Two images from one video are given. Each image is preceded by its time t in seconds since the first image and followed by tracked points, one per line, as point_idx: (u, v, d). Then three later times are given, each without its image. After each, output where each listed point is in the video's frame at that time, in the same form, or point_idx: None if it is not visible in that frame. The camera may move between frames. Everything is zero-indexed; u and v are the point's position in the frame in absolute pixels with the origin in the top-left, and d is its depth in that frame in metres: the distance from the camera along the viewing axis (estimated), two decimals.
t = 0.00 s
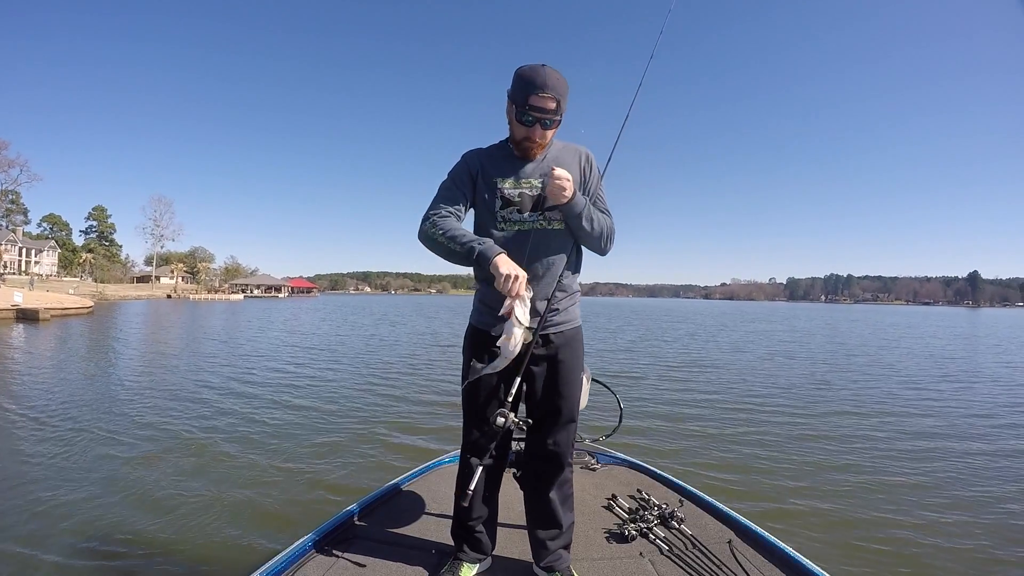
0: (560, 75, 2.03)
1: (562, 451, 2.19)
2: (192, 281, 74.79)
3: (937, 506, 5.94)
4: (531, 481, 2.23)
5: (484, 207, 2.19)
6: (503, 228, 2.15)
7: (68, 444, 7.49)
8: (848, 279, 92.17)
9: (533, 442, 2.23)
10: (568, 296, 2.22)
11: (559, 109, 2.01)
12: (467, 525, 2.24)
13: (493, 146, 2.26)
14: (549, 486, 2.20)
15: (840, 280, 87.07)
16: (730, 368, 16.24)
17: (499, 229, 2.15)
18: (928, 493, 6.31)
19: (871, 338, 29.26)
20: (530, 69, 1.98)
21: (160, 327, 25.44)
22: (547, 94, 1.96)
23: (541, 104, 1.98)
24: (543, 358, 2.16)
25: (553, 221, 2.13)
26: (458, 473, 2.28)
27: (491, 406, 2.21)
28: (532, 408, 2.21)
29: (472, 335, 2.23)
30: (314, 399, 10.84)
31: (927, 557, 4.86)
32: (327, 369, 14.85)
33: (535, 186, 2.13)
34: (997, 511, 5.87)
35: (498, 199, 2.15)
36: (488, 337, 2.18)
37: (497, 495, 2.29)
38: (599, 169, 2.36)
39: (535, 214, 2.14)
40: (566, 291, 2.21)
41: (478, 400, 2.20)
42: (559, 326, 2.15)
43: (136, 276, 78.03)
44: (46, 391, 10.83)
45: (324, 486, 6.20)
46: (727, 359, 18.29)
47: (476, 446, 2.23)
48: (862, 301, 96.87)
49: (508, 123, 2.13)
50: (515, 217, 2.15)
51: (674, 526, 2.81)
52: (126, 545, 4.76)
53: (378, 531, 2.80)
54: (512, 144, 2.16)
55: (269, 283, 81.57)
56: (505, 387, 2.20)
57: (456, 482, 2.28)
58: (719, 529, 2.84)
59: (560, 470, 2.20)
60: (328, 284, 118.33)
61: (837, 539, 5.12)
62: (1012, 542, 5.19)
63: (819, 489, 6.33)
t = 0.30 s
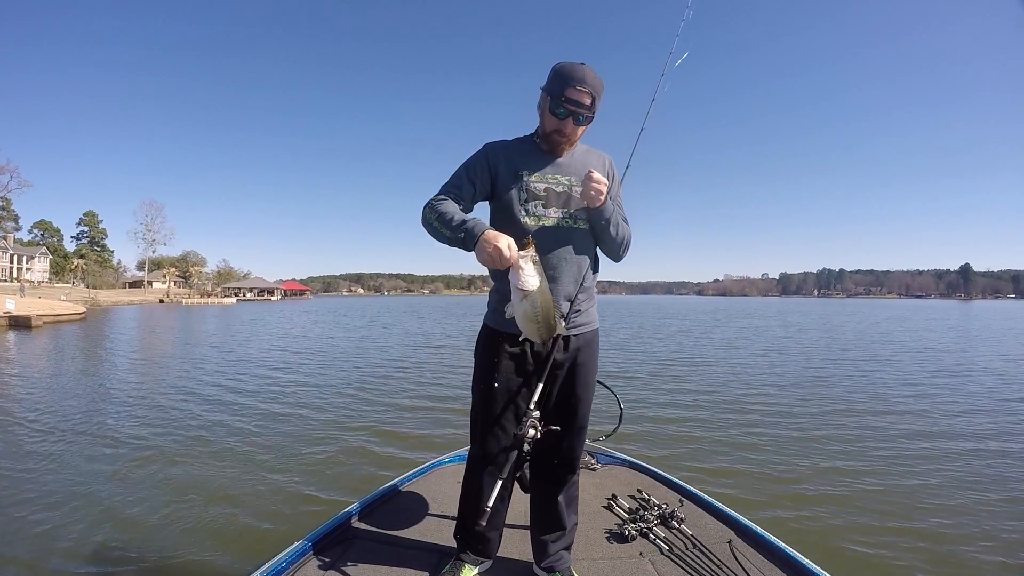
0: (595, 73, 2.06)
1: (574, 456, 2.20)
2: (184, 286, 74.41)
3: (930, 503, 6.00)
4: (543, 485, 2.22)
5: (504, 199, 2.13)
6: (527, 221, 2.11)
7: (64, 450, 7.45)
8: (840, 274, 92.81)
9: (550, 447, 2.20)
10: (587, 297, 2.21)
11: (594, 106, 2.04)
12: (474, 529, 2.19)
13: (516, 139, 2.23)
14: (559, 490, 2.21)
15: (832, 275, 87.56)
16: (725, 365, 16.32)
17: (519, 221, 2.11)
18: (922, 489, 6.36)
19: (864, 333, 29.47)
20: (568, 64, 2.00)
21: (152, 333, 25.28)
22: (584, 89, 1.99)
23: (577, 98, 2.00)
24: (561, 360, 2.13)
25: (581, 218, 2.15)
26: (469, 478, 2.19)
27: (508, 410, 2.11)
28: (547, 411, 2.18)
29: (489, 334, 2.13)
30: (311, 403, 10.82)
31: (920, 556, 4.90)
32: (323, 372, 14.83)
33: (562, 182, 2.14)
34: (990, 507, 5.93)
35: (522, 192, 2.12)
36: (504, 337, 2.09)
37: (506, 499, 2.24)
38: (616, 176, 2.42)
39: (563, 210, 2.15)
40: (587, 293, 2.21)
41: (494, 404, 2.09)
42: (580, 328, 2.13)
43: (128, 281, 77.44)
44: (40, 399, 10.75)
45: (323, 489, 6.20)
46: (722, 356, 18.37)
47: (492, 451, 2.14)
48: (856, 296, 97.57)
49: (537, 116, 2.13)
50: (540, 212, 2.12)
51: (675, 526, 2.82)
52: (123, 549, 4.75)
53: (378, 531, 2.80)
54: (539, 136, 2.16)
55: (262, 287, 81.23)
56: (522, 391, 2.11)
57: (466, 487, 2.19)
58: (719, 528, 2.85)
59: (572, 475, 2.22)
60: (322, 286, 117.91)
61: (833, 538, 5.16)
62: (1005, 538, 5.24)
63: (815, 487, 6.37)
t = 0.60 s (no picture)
0: (620, 76, 2.14)
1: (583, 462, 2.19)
2: (177, 288, 74.00)
3: (924, 499, 6.05)
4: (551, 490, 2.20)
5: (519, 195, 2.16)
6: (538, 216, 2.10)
7: (59, 452, 7.40)
8: (833, 272, 93.44)
9: (559, 451, 2.18)
10: (601, 298, 2.21)
11: (617, 103, 2.09)
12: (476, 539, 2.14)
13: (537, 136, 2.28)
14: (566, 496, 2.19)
15: (825, 273, 88.04)
16: (720, 364, 16.38)
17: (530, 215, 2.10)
18: (915, 486, 6.42)
19: (856, 331, 29.67)
20: (596, 61, 2.07)
21: (145, 335, 25.11)
22: (609, 84, 2.05)
23: (603, 90, 2.05)
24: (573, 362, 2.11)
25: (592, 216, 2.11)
26: (476, 481, 2.14)
27: (518, 412, 2.08)
28: (556, 415, 2.17)
29: (499, 335, 2.11)
30: (308, 404, 10.79)
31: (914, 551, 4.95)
32: (319, 373, 14.80)
33: (576, 180, 2.13)
34: (983, 503, 5.98)
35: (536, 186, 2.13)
36: (515, 335, 2.08)
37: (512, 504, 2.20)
38: (633, 184, 2.42)
39: (575, 208, 2.12)
40: (600, 294, 2.20)
41: (503, 405, 2.07)
42: (594, 328, 2.13)
43: (120, 283, 76.83)
44: (34, 402, 10.67)
45: (322, 490, 6.20)
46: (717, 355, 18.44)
47: (501, 454, 2.10)
48: (848, 294, 98.20)
49: (560, 111, 2.19)
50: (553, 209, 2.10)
51: (675, 526, 2.82)
52: (120, 550, 4.73)
53: (378, 531, 2.82)
54: (559, 132, 2.20)
55: (256, 288, 80.89)
56: (532, 392, 2.10)
57: (474, 491, 2.14)
58: (719, 528, 2.86)
59: (579, 482, 2.20)
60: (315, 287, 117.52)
61: (828, 534, 5.20)
62: (998, 535, 5.29)
63: (810, 485, 6.41)
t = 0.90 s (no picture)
0: (640, 84, 2.18)
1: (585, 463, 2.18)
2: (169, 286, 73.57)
3: (916, 503, 6.11)
4: (552, 492, 2.20)
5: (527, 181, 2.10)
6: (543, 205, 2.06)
7: (53, 452, 7.33)
8: (826, 274, 94.02)
9: (559, 452, 2.18)
10: (604, 300, 2.20)
11: (635, 108, 2.12)
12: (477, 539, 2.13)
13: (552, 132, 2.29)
14: (565, 499, 2.19)
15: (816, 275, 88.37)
16: (713, 365, 16.48)
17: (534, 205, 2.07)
18: (908, 490, 6.48)
19: (846, 332, 29.94)
20: (619, 66, 2.11)
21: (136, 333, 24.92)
22: (629, 89, 2.08)
23: (623, 94, 2.08)
24: (575, 362, 2.11)
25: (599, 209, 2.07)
26: (478, 481, 2.14)
27: (520, 412, 2.08)
28: (558, 416, 2.17)
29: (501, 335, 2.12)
30: (304, 403, 10.76)
31: (907, 557, 5.00)
32: (314, 373, 14.75)
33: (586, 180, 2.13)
34: (973, 506, 6.06)
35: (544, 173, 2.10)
36: (517, 334, 2.08)
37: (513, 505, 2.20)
38: (641, 189, 2.44)
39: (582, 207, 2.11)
40: (603, 295, 2.20)
41: (505, 405, 2.07)
42: (596, 329, 2.13)
43: (111, 281, 76.20)
44: (26, 401, 10.59)
45: (319, 490, 6.19)
46: (712, 356, 18.50)
47: (502, 455, 2.09)
48: (841, 295, 98.80)
49: (578, 110, 2.20)
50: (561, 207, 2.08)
51: (675, 526, 2.83)
52: (118, 553, 4.71)
53: (377, 531, 2.82)
54: (574, 130, 2.20)
55: (248, 286, 80.55)
56: (533, 394, 2.10)
57: (476, 491, 2.13)
58: (719, 528, 2.87)
59: (580, 485, 2.20)
60: (309, 285, 117.00)
61: (822, 538, 5.24)
62: (988, 539, 5.36)
63: (805, 490, 6.46)
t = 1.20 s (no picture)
0: (644, 89, 2.21)
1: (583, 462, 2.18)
2: (161, 284, 73.01)
3: (914, 509, 6.14)
4: (548, 491, 2.20)
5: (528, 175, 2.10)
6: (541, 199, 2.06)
7: (47, 448, 7.26)
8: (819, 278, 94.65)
9: (556, 452, 2.17)
10: (601, 300, 2.20)
11: (638, 113, 2.14)
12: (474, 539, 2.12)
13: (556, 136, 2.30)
14: (562, 498, 2.19)
15: (809, 278, 88.86)
16: (708, 367, 16.54)
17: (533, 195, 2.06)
18: (906, 496, 6.51)
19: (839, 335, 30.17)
20: (624, 72, 2.14)
21: (128, 331, 24.70)
22: (634, 94, 2.10)
23: (627, 100, 2.10)
24: (572, 363, 2.11)
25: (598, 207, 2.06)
26: (475, 478, 2.13)
27: (516, 411, 2.08)
28: (555, 416, 2.17)
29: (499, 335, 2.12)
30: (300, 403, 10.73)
31: (905, 562, 5.03)
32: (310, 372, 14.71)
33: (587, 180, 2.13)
34: (970, 511, 6.10)
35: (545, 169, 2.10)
36: (514, 332, 2.08)
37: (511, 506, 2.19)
38: (642, 194, 2.45)
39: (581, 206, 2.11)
40: (600, 296, 2.20)
41: (502, 404, 2.06)
42: (593, 329, 2.13)
43: (104, 278, 75.57)
44: (18, 398, 10.49)
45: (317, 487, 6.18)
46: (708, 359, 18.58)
47: (498, 453, 2.09)
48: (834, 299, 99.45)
49: (581, 112, 2.21)
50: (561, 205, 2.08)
51: (675, 526, 2.83)
52: (114, 546, 4.69)
53: (376, 531, 2.82)
54: (577, 132, 2.22)
55: (241, 285, 80.08)
56: (530, 393, 2.10)
57: (473, 487, 2.13)
58: (719, 528, 2.88)
59: (578, 484, 2.19)
60: (303, 284, 116.49)
61: (821, 542, 5.26)
62: (985, 545, 5.40)
63: (801, 491, 6.51)
